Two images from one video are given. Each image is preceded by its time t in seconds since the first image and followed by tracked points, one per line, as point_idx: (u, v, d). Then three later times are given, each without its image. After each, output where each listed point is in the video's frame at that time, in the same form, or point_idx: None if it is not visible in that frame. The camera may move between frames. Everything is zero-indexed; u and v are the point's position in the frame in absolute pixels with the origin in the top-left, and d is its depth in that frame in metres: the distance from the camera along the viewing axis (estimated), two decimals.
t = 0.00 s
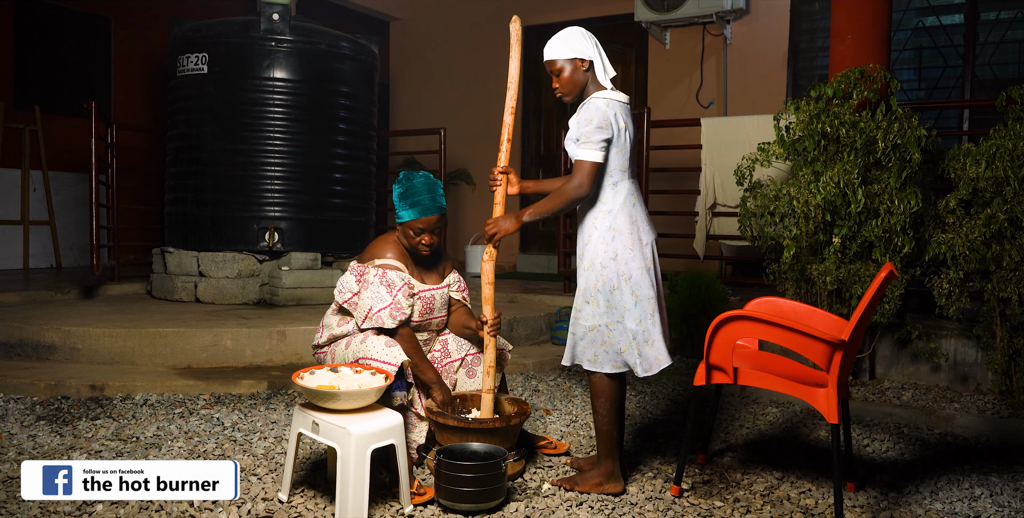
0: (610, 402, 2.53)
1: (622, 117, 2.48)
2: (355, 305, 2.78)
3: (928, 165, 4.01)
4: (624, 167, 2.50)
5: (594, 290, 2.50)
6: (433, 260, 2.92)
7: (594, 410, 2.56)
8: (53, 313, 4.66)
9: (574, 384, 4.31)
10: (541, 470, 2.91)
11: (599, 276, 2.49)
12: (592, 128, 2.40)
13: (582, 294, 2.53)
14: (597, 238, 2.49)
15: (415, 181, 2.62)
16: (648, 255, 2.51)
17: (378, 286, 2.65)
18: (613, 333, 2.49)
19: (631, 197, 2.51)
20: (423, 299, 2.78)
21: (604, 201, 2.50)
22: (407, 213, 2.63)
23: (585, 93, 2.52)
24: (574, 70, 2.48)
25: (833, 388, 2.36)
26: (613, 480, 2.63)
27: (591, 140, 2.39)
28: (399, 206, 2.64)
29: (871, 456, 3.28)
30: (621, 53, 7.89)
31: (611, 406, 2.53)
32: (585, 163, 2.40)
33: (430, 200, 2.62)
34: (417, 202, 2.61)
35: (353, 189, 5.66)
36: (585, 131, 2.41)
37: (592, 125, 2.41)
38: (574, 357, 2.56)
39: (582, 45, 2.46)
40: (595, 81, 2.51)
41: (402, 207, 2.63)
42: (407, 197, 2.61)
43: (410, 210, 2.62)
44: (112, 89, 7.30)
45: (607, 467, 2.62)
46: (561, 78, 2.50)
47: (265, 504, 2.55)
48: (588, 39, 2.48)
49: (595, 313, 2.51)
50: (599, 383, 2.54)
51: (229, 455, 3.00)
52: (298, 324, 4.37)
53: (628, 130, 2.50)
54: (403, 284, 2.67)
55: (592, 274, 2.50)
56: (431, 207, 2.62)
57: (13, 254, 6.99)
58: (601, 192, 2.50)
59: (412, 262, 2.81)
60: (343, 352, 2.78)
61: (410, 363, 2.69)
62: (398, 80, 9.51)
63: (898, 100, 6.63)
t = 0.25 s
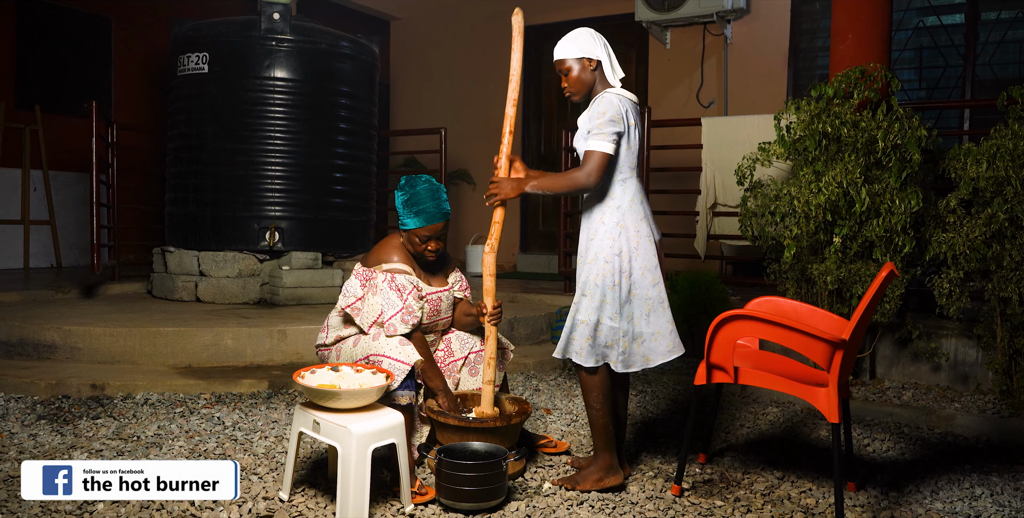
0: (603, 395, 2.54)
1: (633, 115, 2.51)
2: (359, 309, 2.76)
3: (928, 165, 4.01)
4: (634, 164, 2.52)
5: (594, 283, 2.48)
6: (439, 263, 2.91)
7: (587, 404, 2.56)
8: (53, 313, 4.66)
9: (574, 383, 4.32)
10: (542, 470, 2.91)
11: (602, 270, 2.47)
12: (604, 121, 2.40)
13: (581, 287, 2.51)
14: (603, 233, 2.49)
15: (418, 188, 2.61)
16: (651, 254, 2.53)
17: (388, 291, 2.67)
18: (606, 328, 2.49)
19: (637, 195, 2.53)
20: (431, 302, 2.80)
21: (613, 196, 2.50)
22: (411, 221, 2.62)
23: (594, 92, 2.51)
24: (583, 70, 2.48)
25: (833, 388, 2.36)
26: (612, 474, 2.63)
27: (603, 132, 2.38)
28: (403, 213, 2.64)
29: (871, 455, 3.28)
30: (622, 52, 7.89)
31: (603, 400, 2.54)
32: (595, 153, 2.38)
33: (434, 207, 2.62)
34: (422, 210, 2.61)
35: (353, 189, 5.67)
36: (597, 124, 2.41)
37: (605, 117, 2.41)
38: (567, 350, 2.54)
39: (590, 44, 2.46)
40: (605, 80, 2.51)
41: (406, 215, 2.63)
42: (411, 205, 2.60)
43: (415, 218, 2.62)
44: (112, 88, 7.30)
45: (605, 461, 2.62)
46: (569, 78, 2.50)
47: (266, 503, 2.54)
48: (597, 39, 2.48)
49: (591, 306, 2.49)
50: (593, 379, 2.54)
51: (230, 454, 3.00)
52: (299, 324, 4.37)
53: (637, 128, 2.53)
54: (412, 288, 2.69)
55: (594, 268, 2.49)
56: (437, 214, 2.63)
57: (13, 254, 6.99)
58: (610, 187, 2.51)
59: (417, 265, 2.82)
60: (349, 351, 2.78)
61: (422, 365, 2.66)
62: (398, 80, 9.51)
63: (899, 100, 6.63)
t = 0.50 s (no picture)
0: (615, 401, 2.53)
1: (637, 113, 2.51)
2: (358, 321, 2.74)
3: (929, 165, 4.01)
4: (634, 161, 2.51)
5: (592, 277, 2.50)
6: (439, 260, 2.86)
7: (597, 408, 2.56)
8: (55, 313, 4.67)
9: (575, 384, 4.32)
10: (543, 470, 2.92)
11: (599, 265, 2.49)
12: (601, 107, 2.43)
13: (580, 280, 2.53)
14: (601, 227, 2.49)
15: (416, 193, 2.61)
16: (649, 250, 2.52)
17: (389, 304, 2.67)
18: (601, 322, 2.49)
19: (638, 193, 2.52)
20: (433, 305, 2.77)
21: (612, 190, 2.50)
22: (410, 226, 2.61)
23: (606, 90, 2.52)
24: (596, 69, 2.48)
25: (834, 388, 2.37)
26: (615, 479, 2.63)
27: (594, 113, 2.42)
28: (401, 218, 2.62)
29: (872, 456, 3.29)
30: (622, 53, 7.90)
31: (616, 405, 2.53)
32: (582, 128, 2.40)
33: (432, 211, 2.61)
34: (421, 215, 2.60)
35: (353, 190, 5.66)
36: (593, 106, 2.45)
37: (602, 107, 2.43)
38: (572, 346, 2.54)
39: (602, 44, 2.46)
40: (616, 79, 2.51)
41: (404, 219, 2.61)
42: (410, 210, 2.59)
43: (413, 223, 2.61)
44: (113, 89, 7.30)
45: (608, 466, 2.62)
46: (582, 77, 2.51)
47: (268, 504, 2.55)
48: (611, 39, 2.48)
49: (588, 300, 2.51)
50: (604, 383, 2.53)
51: (232, 454, 3.01)
52: (300, 324, 4.38)
53: (642, 126, 2.53)
54: (414, 298, 2.68)
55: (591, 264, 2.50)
56: (434, 218, 2.62)
57: (14, 254, 7.00)
58: (610, 182, 2.50)
59: (416, 271, 2.79)
60: (353, 353, 2.79)
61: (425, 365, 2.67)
62: (398, 80, 9.52)
63: (899, 100, 6.64)
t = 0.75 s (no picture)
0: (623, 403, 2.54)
1: (627, 111, 2.49)
2: (351, 323, 2.75)
3: (928, 165, 4.01)
4: (631, 157, 2.51)
5: (591, 272, 2.51)
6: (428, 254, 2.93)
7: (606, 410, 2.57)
8: (56, 313, 4.67)
9: (575, 384, 4.33)
10: (543, 470, 2.92)
11: (598, 261, 2.49)
12: (586, 103, 2.46)
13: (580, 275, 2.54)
14: (600, 223, 2.49)
15: (401, 187, 2.63)
16: (650, 245, 2.51)
17: (378, 304, 2.69)
18: (600, 318, 2.48)
19: (637, 188, 2.51)
20: (423, 300, 2.80)
21: (610, 184, 2.49)
22: (398, 220, 2.63)
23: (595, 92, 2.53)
24: (584, 72, 2.50)
25: (834, 388, 2.37)
26: (616, 481, 2.63)
27: (576, 107, 2.46)
28: (390, 213, 2.64)
29: (872, 456, 3.29)
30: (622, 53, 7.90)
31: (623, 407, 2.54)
32: (565, 125, 2.47)
33: (419, 204, 2.63)
34: (408, 209, 2.62)
35: (354, 190, 5.67)
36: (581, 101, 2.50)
37: (587, 103, 2.46)
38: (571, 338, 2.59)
39: (589, 46, 2.47)
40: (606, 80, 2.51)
41: (392, 214, 2.63)
42: (397, 204, 2.61)
43: (402, 217, 2.63)
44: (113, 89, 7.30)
45: (609, 468, 2.63)
46: (571, 79, 2.53)
47: (268, 504, 2.55)
48: (598, 40, 2.48)
49: (586, 296, 2.52)
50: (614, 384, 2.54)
51: (232, 455, 3.01)
52: (300, 324, 4.38)
53: (632, 123, 2.52)
54: (403, 296, 2.72)
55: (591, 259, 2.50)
56: (422, 210, 2.65)
57: (14, 254, 7.00)
58: (609, 177, 2.50)
59: (405, 268, 2.82)
60: (349, 353, 2.79)
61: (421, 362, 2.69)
62: (398, 80, 9.52)
63: (899, 100, 6.63)
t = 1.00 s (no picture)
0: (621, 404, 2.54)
1: (615, 115, 2.48)
2: (351, 318, 2.75)
3: (928, 165, 4.01)
4: (626, 164, 2.49)
5: (596, 287, 2.48)
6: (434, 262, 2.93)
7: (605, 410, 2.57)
8: (56, 313, 4.67)
9: (575, 383, 4.33)
10: (543, 470, 2.92)
11: (603, 274, 2.47)
12: (578, 128, 2.41)
13: (582, 291, 2.50)
14: (603, 235, 2.48)
15: (408, 190, 2.62)
16: (656, 252, 2.51)
17: (381, 301, 2.71)
18: (609, 331, 2.47)
19: (637, 194, 2.51)
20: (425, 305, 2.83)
21: (611, 198, 2.49)
22: (404, 223, 2.63)
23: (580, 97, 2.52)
24: (567, 76, 2.50)
25: (834, 388, 2.37)
26: (616, 481, 2.63)
27: (576, 139, 2.41)
28: (396, 216, 2.64)
29: (872, 455, 3.29)
30: (622, 53, 7.90)
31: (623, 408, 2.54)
32: (573, 161, 2.42)
33: (425, 207, 2.62)
34: (415, 212, 2.62)
35: (354, 189, 5.67)
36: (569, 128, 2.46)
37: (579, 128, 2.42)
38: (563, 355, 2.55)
39: (573, 52, 2.48)
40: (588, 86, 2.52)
41: (399, 216, 2.63)
42: (403, 207, 2.61)
43: (408, 220, 2.62)
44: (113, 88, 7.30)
45: (609, 467, 2.63)
46: (556, 84, 2.52)
47: (268, 503, 2.55)
48: (581, 45, 2.48)
49: (591, 310, 2.49)
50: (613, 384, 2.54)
51: (232, 454, 3.01)
52: (300, 324, 4.38)
53: (625, 127, 2.49)
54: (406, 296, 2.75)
55: (596, 273, 2.48)
56: (429, 214, 2.63)
57: (14, 254, 7.01)
58: (608, 190, 2.50)
59: (409, 271, 2.83)
60: (349, 352, 2.79)
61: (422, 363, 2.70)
62: (399, 80, 9.53)
63: (899, 100, 6.63)
